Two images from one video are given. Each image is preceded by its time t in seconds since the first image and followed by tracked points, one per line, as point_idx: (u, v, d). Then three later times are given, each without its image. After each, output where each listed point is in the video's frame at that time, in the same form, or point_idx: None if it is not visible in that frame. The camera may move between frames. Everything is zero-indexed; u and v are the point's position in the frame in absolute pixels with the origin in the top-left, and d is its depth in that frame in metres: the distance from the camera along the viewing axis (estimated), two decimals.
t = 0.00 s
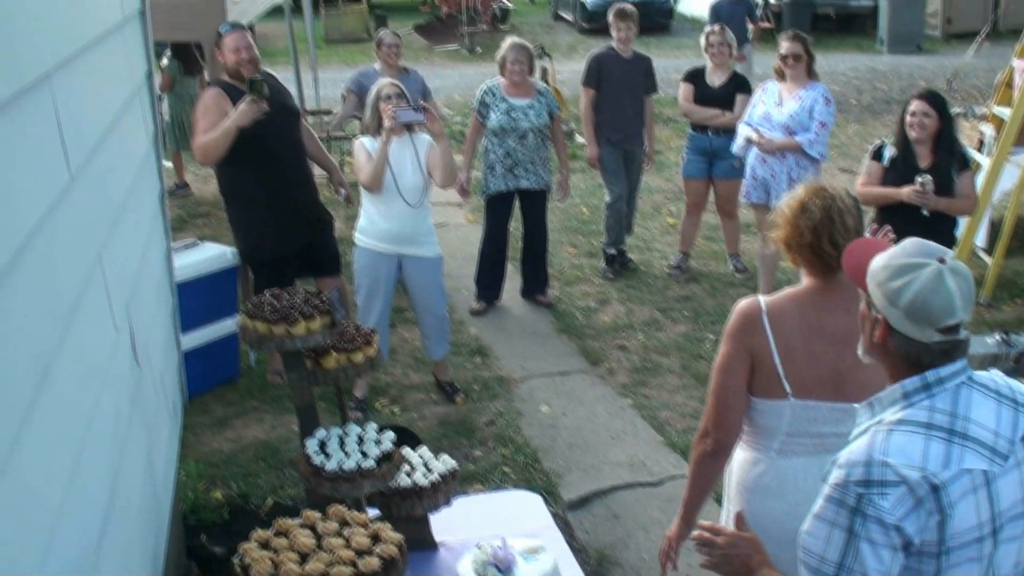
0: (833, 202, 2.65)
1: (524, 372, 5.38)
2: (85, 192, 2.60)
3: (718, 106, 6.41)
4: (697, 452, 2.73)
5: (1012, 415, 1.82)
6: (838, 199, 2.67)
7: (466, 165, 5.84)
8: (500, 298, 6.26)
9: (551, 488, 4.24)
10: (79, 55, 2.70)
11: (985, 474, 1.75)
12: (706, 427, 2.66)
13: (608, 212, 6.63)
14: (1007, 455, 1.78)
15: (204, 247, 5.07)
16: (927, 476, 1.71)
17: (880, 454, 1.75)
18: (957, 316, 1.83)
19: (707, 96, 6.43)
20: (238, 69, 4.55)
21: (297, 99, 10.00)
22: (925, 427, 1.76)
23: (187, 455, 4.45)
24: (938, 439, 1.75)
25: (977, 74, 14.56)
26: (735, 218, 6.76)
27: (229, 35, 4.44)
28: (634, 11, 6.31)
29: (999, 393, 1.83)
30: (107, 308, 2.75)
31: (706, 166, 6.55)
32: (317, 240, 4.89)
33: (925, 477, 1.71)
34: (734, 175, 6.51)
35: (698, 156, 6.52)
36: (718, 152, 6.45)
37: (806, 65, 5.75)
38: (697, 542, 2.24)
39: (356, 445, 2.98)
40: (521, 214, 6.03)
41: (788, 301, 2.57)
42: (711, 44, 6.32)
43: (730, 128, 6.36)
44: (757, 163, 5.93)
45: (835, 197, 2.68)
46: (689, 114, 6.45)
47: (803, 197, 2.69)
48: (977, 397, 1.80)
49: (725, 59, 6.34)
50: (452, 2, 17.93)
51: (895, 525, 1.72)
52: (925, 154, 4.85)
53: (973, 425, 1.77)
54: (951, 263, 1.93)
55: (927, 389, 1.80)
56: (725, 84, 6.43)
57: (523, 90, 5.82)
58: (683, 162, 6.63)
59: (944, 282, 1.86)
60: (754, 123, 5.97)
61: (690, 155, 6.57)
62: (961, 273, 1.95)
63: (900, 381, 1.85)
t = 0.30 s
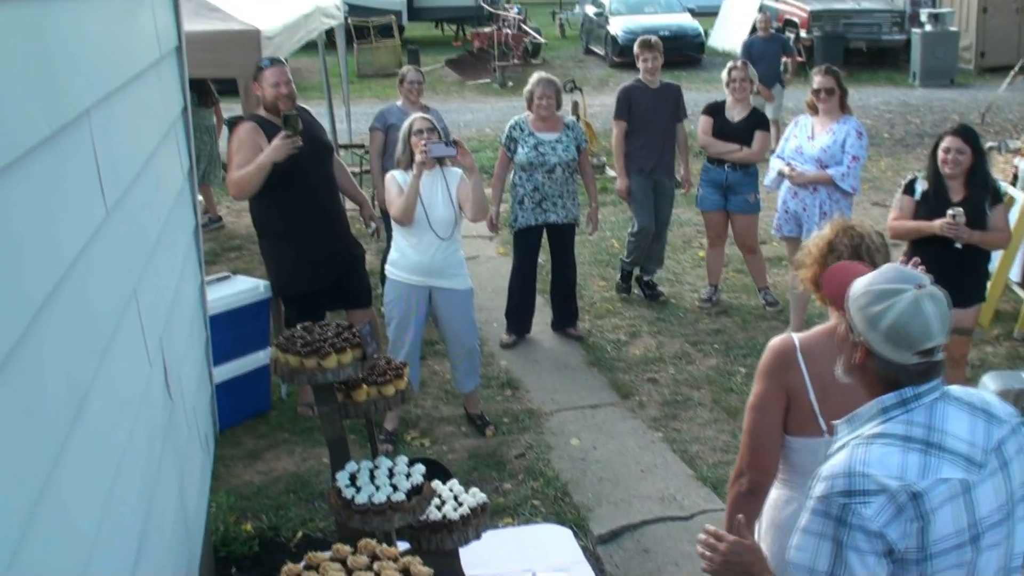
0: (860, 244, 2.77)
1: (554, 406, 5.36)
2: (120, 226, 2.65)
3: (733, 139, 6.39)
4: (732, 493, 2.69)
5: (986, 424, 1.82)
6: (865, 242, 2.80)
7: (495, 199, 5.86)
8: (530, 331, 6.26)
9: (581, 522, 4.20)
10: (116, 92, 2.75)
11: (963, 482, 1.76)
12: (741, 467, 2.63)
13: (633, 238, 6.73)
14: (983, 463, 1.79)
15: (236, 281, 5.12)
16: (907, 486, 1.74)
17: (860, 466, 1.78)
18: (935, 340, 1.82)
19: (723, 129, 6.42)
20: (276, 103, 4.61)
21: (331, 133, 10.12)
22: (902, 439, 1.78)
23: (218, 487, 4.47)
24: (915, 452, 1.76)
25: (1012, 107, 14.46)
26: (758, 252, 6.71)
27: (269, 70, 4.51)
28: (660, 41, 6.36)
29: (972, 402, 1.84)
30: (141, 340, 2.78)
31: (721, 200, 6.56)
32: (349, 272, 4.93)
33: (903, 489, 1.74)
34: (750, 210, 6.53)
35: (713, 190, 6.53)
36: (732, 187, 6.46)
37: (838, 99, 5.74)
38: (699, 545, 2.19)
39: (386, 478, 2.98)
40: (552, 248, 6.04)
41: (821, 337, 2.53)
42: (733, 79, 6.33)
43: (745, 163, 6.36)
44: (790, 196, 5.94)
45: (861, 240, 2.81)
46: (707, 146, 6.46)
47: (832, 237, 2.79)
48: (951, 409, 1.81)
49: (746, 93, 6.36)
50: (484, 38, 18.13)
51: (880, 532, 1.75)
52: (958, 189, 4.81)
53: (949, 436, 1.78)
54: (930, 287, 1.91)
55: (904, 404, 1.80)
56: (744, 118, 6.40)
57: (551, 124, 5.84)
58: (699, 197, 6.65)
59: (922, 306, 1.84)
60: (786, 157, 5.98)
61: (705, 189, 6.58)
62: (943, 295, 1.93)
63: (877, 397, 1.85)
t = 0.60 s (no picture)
0: (887, 267, 2.85)
1: (566, 427, 5.35)
2: (133, 250, 2.67)
3: (740, 162, 6.41)
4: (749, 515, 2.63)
5: (875, 430, 2.05)
6: (892, 264, 2.87)
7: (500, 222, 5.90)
8: (541, 354, 6.26)
9: (593, 544, 4.17)
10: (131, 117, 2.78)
11: (844, 483, 1.99)
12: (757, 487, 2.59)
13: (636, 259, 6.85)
14: (869, 466, 2.02)
15: (248, 304, 5.13)
16: (786, 487, 1.97)
17: (746, 469, 2.01)
18: (808, 342, 2.05)
19: (730, 152, 6.45)
20: (295, 127, 4.65)
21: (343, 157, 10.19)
22: (787, 444, 2.01)
23: (230, 509, 4.48)
24: (800, 455, 2.00)
25: None
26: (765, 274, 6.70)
27: (294, 95, 4.56)
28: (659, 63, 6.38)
29: (861, 409, 2.07)
30: (154, 364, 2.79)
31: (728, 223, 6.56)
32: (362, 294, 4.98)
33: (786, 490, 1.97)
34: (758, 231, 6.52)
35: (719, 212, 6.53)
36: (739, 210, 6.47)
37: (851, 120, 5.73)
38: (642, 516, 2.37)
39: (398, 500, 2.97)
40: (562, 270, 6.05)
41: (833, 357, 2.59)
42: (740, 102, 6.35)
43: (751, 187, 6.39)
44: (802, 218, 5.96)
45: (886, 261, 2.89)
46: (714, 168, 6.48)
47: (858, 261, 2.88)
48: (839, 416, 2.04)
49: (754, 116, 6.40)
50: (496, 61, 18.24)
51: (760, 530, 1.98)
52: (969, 212, 4.82)
53: (833, 441, 2.01)
54: (804, 295, 2.14)
55: (792, 410, 2.04)
56: (750, 141, 6.45)
57: (558, 147, 5.85)
58: (705, 219, 6.64)
59: (795, 313, 2.07)
60: (799, 179, 5.99)
61: (711, 211, 6.57)
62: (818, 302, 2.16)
63: (770, 403, 2.08)
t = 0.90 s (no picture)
0: (885, 276, 2.70)
1: (567, 437, 5.35)
2: (134, 257, 2.69)
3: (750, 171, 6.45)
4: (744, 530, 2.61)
5: (805, 402, 2.11)
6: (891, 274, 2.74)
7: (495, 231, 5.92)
8: (542, 363, 6.26)
9: (593, 554, 4.16)
10: (132, 124, 2.80)
11: (770, 452, 2.05)
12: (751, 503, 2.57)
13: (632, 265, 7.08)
14: (796, 436, 2.07)
15: (250, 314, 5.15)
16: (710, 457, 2.05)
17: (676, 442, 2.09)
18: (728, 323, 2.11)
19: (740, 162, 6.48)
20: (302, 138, 4.67)
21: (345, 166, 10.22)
22: (715, 417, 2.08)
23: (230, 518, 4.47)
24: (725, 427, 2.07)
25: None
26: (771, 283, 6.71)
27: (303, 105, 4.57)
28: (648, 71, 6.55)
29: (792, 383, 2.13)
30: (155, 371, 2.80)
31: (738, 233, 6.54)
32: (365, 304, 4.99)
33: (709, 459, 2.04)
34: (767, 242, 6.50)
35: (729, 222, 6.52)
36: (750, 219, 6.46)
37: (852, 130, 5.74)
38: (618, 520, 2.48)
39: (399, 509, 2.97)
40: (563, 279, 6.06)
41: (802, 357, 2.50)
42: (746, 111, 6.40)
43: (762, 196, 6.41)
44: (803, 228, 5.96)
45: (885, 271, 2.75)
46: (724, 179, 6.48)
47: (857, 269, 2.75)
48: (767, 389, 2.09)
49: (759, 125, 6.42)
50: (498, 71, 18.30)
51: (688, 497, 2.05)
52: (969, 223, 4.82)
53: (760, 413, 2.07)
54: (727, 281, 2.21)
55: (722, 386, 2.11)
56: (758, 151, 6.46)
57: (553, 157, 5.87)
58: (714, 229, 6.63)
59: (714, 298, 2.14)
60: (800, 189, 5.99)
61: (721, 222, 6.56)
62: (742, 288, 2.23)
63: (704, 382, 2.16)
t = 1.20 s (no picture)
0: (875, 277, 2.71)
1: (560, 438, 5.36)
2: (129, 257, 2.69)
3: (757, 173, 6.49)
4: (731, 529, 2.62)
5: (777, 387, 2.12)
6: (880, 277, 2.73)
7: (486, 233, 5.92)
8: (536, 365, 6.28)
9: (586, 554, 4.17)
10: (127, 125, 2.81)
11: (738, 431, 2.06)
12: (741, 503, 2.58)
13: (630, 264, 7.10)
14: (766, 418, 2.08)
15: (243, 314, 5.18)
16: (679, 433, 2.06)
17: (650, 419, 2.11)
18: (708, 310, 2.14)
19: (745, 164, 6.52)
20: (299, 139, 4.68)
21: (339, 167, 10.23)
22: (689, 398, 2.11)
23: (224, 519, 4.48)
24: (697, 406, 2.09)
25: (1019, 143, 14.51)
26: (773, 284, 6.73)
27: (300, 105, 4.58)
28: (633, 74, 6.60)
29: (768, 369, 2.14)
30: (149, 371, 2.81)
31: (749, 236, 6.52)
32: (362, 306, 4.99)
33: (678, 436, 2.06)
34: (778, 243, 6.50)
35: (739, 225, 6.52)
36: (761, 221, 6.46)
37: (845, 132, 5.76)
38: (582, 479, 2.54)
39: (391, 509, 2.99)
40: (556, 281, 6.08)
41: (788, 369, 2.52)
42: (748, 113, 6.45)
43: (770, 196, 6.43)
44: (797, 231, 5.96)
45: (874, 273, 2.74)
46: (731, 183, 6.51)
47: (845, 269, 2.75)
48: (742, 373, 2.11)
49: (760, 127, 6.46)
50: (492, 73, 18.31)
51: (657, 472, 2.07)
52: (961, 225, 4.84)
53: (732, 394, 2.09)
54: (714, 270, 2.24)
55: (699, 369, 2.14)
56: (762, 152, 6.54)
57: (544, 160, 5.88)
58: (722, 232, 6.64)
59: (697, 285, 2.17)
60: (793, 191, 6.00)
61: (730, 225, 6.56)
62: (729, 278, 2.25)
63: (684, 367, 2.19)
